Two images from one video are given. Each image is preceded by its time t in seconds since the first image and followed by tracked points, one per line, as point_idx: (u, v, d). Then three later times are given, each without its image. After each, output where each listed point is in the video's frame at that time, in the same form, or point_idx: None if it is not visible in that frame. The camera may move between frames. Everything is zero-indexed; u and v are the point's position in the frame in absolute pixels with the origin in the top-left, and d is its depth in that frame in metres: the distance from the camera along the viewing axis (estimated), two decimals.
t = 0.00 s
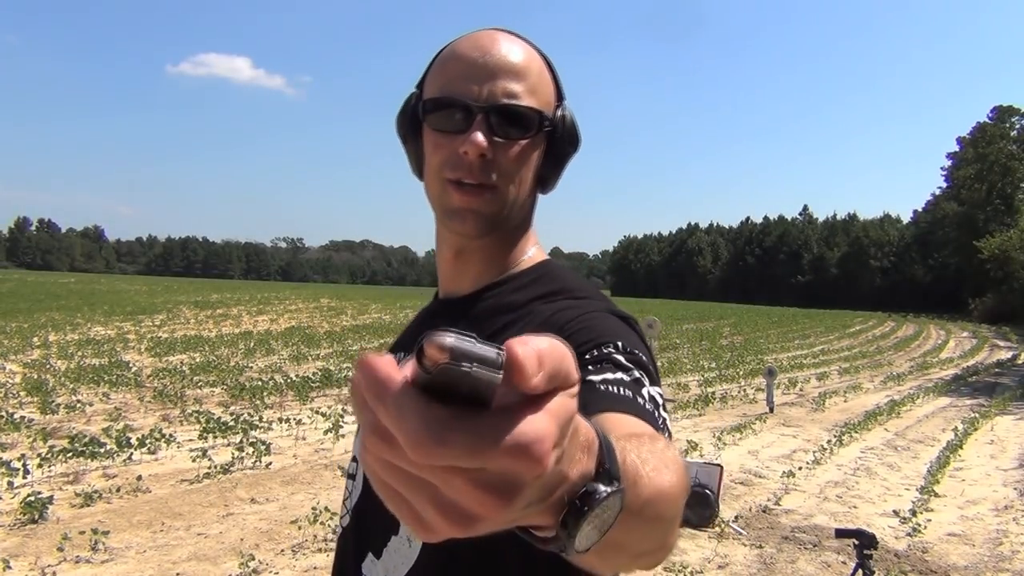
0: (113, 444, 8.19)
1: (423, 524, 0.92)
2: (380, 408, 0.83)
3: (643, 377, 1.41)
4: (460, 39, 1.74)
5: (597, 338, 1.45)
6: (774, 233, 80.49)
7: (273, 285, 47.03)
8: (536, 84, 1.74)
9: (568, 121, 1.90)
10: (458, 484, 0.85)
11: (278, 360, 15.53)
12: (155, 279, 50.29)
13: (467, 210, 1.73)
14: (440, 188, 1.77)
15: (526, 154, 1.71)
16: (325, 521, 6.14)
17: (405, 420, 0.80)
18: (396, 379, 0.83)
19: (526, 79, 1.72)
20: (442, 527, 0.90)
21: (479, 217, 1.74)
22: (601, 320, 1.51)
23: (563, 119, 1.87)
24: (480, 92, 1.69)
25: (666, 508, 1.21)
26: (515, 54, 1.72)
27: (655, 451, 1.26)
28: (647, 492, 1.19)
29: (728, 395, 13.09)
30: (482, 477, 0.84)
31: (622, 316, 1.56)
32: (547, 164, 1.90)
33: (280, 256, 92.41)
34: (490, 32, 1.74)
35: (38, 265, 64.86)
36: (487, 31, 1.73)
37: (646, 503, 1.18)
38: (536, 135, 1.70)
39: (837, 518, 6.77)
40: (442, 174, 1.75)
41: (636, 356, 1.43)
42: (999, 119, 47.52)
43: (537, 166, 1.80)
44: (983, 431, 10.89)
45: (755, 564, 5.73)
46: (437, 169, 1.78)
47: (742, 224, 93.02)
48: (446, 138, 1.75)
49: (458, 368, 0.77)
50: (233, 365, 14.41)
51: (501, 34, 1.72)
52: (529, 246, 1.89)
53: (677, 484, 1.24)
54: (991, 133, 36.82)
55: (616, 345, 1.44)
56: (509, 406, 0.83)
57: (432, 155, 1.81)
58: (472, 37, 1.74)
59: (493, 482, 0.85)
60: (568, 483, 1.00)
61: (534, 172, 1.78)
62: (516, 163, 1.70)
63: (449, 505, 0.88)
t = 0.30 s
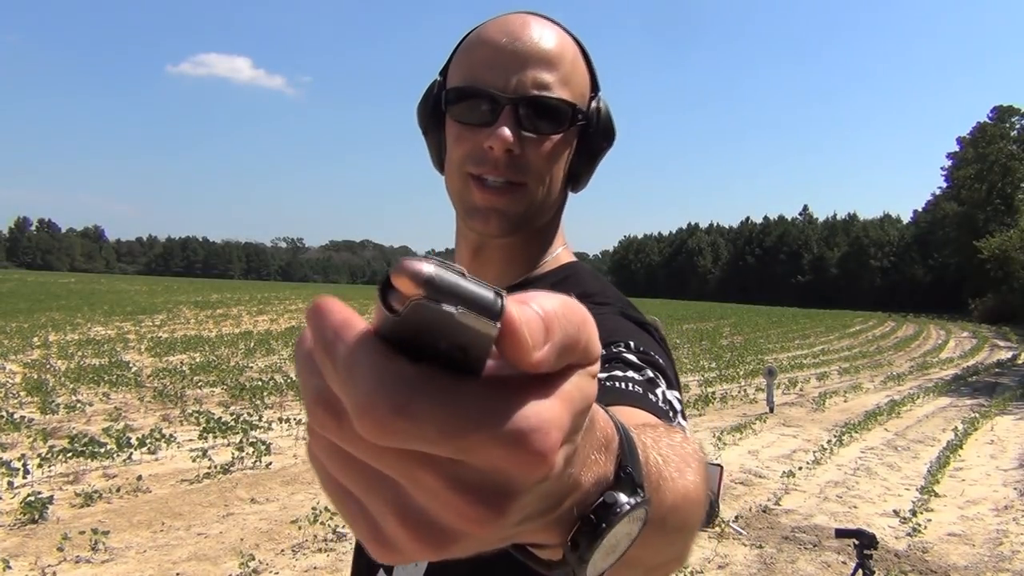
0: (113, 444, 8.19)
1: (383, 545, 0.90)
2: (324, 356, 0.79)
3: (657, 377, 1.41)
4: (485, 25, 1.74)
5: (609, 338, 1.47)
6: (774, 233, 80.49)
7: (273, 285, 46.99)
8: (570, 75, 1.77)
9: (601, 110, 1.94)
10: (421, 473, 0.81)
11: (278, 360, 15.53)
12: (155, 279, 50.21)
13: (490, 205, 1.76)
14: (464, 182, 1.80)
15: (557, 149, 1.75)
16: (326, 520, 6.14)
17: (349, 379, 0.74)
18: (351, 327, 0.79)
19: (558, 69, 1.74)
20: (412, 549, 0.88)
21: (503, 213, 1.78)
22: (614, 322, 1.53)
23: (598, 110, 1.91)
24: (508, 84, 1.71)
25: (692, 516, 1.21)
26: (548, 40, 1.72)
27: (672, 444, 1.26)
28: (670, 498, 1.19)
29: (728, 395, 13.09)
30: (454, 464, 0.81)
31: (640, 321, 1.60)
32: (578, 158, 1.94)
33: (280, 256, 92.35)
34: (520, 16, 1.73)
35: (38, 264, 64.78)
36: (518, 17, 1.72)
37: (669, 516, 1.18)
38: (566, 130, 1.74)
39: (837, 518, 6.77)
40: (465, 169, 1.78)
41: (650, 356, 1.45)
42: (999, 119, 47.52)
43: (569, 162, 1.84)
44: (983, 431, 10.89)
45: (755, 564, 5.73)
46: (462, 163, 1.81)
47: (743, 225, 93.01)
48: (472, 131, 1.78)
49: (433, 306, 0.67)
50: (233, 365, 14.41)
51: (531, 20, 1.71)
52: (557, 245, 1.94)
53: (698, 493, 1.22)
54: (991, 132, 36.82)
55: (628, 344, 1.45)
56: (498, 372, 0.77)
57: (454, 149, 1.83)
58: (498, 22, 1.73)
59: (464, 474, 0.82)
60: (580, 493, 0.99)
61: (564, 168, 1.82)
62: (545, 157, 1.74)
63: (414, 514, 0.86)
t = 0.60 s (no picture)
0: (113, 444, 8.19)
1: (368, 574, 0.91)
2: (305, 356, 0.82)
3: (676, 388, 1.39)
4: (499, 15, 1.74)
5: (628, 345, 1.46)
6: (774, 233, 80.50)
7: (273, 284, 46.96)
8: (587, 66, 1.77)
9: (620, 102, 1.95)
10: (411, 500, 0.80)
11: (278, 360, 15.53)
12: (155, 279, 50.16)
13: (502, 205, 1.77)
14: (476, 180, 1.80)
15: (573, 144, 1.76)
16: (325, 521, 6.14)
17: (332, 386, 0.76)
18: (337, 322, 0.82)
19: (575, 60, 1.74)
20: None
21: (513, 212, 1.78)
22: (631, 329, 1.52)
23: (616, 101, 1.93)
24: (523, 78, 1.71)
25: (715, 549, 1.20)
26: (565, 29, 1.71)
27: (692, 469, 1.25)
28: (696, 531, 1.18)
29: (728, 395, 13.10)
30: (447, 491, 0.79)
31: (658, 327, 1.59)
32: (596, 154, 1.93)
33: (280, 256, 92.34)
34: (535, 5, 1.73)
35: (38, 264, 64.75)
36: (532, 5, 1.72)
37: (694, 547, 1.16)
38: (582, 125, 1.75)
39: (837, 518, 6.77)
40: (477, 167, 1.79)
41: (668, 365, 1.44)
42: (999, 120, 47.54)
43: (584, 158, 1.86)
44: (983, 431, 10.89)
45: (755, 564, 5.73)
46: (473, 160, 1.81)
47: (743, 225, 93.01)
48: (484, 127, 1.78)
49: (434, 305, 0.68)
50: (233, 365, 14.41)
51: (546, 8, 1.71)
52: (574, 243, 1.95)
53: (721, 525, 1.22)
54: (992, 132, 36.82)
55: (647, 352, 1.44)
56: (508, 387, 0.78)
57: (466, 143, 1.84)
58: (513, 11, 1.73)
59: (458, 503, 0.79)
60: (596, 527, 0.94)
61: (580, 163, 1.83)
62: (560, 154, 1.74)
63: (401, 546, 0.86)
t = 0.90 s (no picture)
0: (113, 444, 8.19)
1: None
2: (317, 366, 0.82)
3: (686, 394, 1.37)
4: (507, 10, 1.74)
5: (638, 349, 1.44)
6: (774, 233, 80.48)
7: (273, 284, 46.91)
8: (594, 63, 1.77)
9: (628, 101, 1.96)
10: (432, 515, 0.81)
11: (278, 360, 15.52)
12: (155, 279, 50.10)
13: (508, 205, 1.76)
14: (481, 180, 1.80)
15: (580, 144, 1.76)
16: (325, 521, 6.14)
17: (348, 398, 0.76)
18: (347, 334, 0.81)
19: (582, 58, 1.75)
20: None
21: (519, 213, 1.77)
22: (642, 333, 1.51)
23: (625, 99, 1.94)
24: (530, 76, 1.71)
25: (730, 560, 1.21)
26: (572, 26, 1.71)
27: (709, 473, 1.25)
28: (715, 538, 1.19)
29: (728, 395, 13.09)
30: (475, 501, 0.79)
31: (665, 331, 1.59)
32: (604, 155, 1.93)
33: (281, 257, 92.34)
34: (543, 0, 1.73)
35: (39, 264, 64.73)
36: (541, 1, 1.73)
37: (713, 557, 1.18)
38: (588, 124, 1.75)
39: (837, 518, 6.77)
40: (482, 167, 1.78)
41: (679, 371, 1.41)
42: (999, 120, 47.55)
43: (591, 158, 1.86)
44: (983, 431, 10.89)
45: (755, 565, 5.73)
46: (478, 160, 1.81)
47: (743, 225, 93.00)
48: (489, 125, 1.78)
49: (459, 310, 0.67)
50: (233, 365, 14.40)
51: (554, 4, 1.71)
52: (581, 243, 1.95)
53: (737, 530, 1.22)
54: (992, 132, 36.80)
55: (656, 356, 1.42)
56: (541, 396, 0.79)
57: (471, 142, 1.83)
58: (520, 7, 1.73)
59: (485, 510, 0.80)
60: (620, 533, 0.96)
61: (588, 162, 1.83)
62: (566, 154, 1.74)
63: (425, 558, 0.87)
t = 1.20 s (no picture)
0: (113, 444, 8.19)
1: None
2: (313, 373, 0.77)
3: (687, 395, 1.36)
4: (511, 8, 1.75)
5: (640, 351, 1.44)
6: (774, 233, 80.47)
7: (273, 285, 46.92)
8: (597, 63, 1.78)
9: (631, 102, 1.96)
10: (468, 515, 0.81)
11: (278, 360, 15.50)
12: (154, 279, 50.07)
13: (510, 207, 1.76)
14: (484, 181, 1.80)
15: (582, 145, 1.76)
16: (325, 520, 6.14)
17: (360, 433, 0.74)
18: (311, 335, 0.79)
19: (586, 58, 1.75)
20: None
21: (525, 214, 1.77)
22: (641, 336, 1.50)
23: (627, 98, 1.94)
24: (531, 76, 1.73)
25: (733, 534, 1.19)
26: (576, 25, 1.71)
27: (701, 468, 1.21)
28: (682, 517, 1.09)
29: (728, 395, 13.10)
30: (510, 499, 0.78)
31: (669, 335, 1.58)
32: (606, 153, 1.93)
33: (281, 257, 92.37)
34: None
35: (39, 264, 64.89)
36: None
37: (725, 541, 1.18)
38: (591, 125, 1.75)
39: (837, 518, 6.77)
40: (485, 167, 1.79)
41: (679, 372, 1.41)
42: (999, 119, 47.54)
43: (594, 158, 1.85)
44: (983, 431, 10.89)
45: (755, 564, 5.73)
46: (480, 161, 1.81)
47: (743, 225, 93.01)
48: (492, 124, 1.79)
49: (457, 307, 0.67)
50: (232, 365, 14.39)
51: (557, 4, 1.72)
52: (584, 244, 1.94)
53: (729, 515, 1.17)
54: (993, 132, 36.81)
55: (657, 358, 1.42)
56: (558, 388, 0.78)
57: (473, 142, 1.85)
58: (524, 4, 1.74)
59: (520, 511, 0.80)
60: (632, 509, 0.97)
61: (591, 164, 1.82)
62: (569, 156, 1.74)
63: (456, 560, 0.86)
